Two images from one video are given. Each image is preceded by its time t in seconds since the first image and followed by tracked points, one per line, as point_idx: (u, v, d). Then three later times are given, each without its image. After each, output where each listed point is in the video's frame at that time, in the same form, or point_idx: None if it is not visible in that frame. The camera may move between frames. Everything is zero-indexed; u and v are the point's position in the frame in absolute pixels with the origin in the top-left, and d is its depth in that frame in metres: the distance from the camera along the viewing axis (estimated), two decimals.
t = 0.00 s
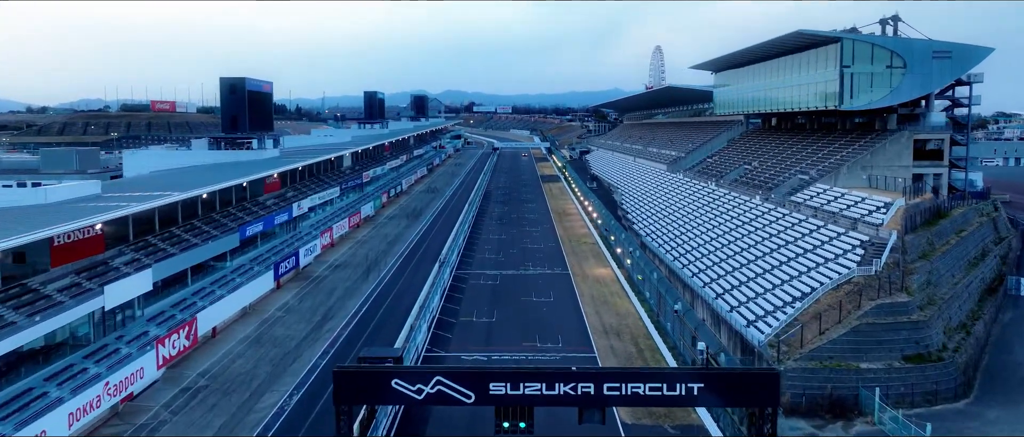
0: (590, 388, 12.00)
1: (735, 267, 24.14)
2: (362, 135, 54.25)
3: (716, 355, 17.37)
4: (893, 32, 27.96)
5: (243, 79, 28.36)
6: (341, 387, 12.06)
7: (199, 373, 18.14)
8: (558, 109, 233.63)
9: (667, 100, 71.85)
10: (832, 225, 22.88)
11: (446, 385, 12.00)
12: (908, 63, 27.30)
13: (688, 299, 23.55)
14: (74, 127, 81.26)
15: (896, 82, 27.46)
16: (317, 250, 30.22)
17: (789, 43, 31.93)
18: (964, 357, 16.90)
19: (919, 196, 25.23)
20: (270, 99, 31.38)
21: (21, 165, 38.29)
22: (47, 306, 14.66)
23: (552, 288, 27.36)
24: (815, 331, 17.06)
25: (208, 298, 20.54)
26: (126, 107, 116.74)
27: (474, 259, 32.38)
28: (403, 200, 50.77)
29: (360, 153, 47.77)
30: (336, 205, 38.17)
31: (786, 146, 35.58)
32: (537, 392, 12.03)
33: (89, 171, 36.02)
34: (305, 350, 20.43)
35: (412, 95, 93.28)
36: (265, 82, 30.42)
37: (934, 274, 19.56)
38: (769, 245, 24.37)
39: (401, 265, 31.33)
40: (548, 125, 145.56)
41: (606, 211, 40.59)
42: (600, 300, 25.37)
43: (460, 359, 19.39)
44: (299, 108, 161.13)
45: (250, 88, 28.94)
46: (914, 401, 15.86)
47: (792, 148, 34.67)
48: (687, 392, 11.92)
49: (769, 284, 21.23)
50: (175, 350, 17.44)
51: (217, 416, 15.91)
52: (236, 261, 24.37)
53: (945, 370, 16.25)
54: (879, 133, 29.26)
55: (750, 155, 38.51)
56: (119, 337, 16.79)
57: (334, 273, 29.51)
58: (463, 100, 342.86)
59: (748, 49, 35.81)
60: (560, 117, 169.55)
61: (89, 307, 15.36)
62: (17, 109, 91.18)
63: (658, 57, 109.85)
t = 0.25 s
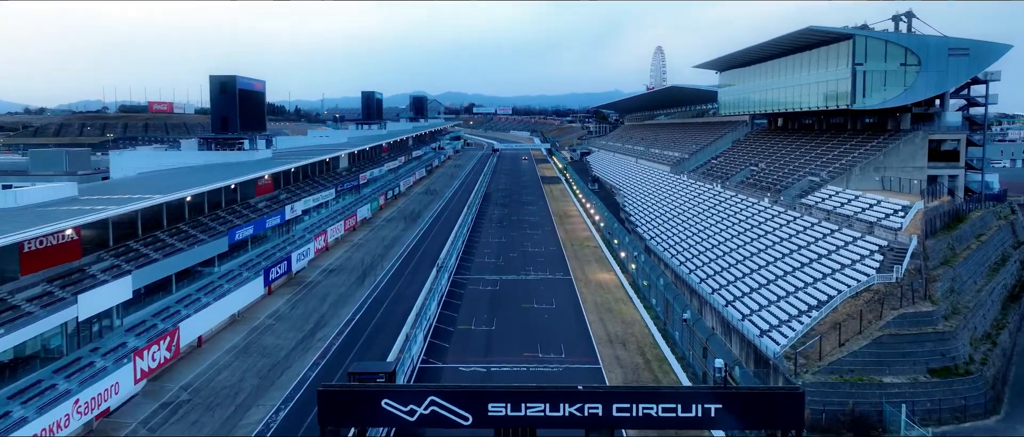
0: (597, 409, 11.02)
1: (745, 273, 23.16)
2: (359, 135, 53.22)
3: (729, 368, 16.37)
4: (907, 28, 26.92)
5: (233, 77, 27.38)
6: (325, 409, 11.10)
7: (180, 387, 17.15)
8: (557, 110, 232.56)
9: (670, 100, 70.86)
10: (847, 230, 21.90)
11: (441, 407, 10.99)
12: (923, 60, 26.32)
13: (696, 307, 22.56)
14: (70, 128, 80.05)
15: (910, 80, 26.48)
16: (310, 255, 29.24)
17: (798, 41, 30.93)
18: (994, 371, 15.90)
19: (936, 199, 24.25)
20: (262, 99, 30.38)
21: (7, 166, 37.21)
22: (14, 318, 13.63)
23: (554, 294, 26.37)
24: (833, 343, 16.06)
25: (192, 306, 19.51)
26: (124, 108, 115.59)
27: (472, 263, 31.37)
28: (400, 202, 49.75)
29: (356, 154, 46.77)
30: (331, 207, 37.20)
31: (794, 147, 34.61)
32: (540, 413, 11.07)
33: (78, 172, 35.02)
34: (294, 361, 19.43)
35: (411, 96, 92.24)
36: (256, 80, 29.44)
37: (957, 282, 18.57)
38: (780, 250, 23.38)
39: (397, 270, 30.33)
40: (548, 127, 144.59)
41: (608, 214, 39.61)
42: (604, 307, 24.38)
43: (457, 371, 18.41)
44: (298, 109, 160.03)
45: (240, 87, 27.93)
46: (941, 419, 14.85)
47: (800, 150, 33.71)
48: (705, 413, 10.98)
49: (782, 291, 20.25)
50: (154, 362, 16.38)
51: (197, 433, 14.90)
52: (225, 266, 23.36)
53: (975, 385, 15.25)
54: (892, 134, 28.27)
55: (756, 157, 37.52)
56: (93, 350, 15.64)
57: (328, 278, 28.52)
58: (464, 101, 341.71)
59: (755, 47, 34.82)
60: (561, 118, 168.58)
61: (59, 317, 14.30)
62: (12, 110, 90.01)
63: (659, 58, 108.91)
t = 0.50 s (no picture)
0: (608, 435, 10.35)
1: (756, 278, 22.17)
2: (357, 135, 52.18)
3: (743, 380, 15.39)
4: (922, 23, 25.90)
5: (223, 75, 26.35)
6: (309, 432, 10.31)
7: (161, 400, 16.17)
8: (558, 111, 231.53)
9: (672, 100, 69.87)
10: (864, 233, 20.91)
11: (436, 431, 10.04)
12: (939, 57, 25.35)
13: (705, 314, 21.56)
14: (66, 128, 78.76)
15: (925, 77, 25.51)
16: (304, 258, 28.27)
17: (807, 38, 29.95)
18: None
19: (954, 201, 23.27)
20: (255, 98, 29.37)
21: None
22: None
23: (556, 299, 25.38)
24: (855, 355, 15.08)
25: (176, 315, 18.49)
26: (122, 108, 114.33)
27: (472, 268, 30.37)
28: (399, 204, 48.75)
29: (353, 155, 45.75)
30: (326, 209, 36.21)
31: (803, 147, 33.62)
32: None
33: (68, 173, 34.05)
34: (282, 371, 18.44)
35: (411, 96, 91.12)
36: (248, 78, 28.45)
37: (983, 289, 17.58)
38: (792, 254, 22.39)
39: (394, 274, 29.34)
40: (548, 127, 143.56)
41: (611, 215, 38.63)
42: (608, 314, 23.39)
43: (455, 384, 17.43)
44: (297, 109, 158.79)
45: (231, 84, 26.91)
46: None
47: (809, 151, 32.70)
48: None
49: (797, 298, 19.25)
50: (132, 376, 15.34)
51: None
52: (213, 271, 22.37)
53: (1008, 400, 14.27)
54: (906, 133, 27.29)
55: (763, 158, 36.55)
56: (64, 364, 14.66)
57: (323, 283, 27.53)
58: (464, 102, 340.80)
59: (763, 44, 33.83)
60: (561, 119, 167.56)
61: (27, 329, 13.30)
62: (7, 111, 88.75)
63: (660, 57, 107.94)
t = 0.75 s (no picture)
0: None
1: (768, 283, 21.17)
2: (353, 136, 51.11)
3: (760, 394, 14.37)
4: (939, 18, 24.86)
5: (212, 72, 25.31)
6: None
7: (138, 416, 15.14)
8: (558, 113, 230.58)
9: (674, 101, 68.92)
10: (882, 237, 19.90)
11: None
12: (956, 53, 24.34)
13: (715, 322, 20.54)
14: (61, 129, 77.53)
15: (941, 74, 24.48)
16: (297, 263, 27.26)
17: (815, 35, 28.89)
18: None
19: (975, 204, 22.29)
20: (245, 96, 28.33)
21: None
22: None
23: (558, 305, 24.37)
24: (881, 368, 14.06)
25: (156, 323, 17.46)
26: (121, 110, 113.18)
27: (470, 272, 29.36)
28: (396, 206, 47.72)
29: (350, 156, 44.72)
30: (321, 211, 35.20)
31: (813, 148, 32.62)
32: None
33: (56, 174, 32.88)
34: (269, 383, 17.43)
35: (410, 96, 89.98)
36: (238, 76, 27.42)
37: (1012, 297, 16.59)
38: (806, 259, 21.38)
39: (390, 279, 28.34)
40: (549, 129, 142.65)
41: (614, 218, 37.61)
42: (612, 321, 22.38)
43: (452, 398, 16.43)
44: (296, 110, 157.50)
45: (220, 82, 25.84)
46: None
47: (818, 151, 31.72)
48: None
49: (812, 305, 18.25)
50: (106, 391, 14.24)
51: None
52: (199, 276, 21.35)
53: None
54: (922, 133, 26.30)
55: (771, 158, 35.54)
56: (29, 379, 13.65)
57: (316, 288, 26.54)
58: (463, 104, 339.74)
59: (769, 42, 32.80)
60: (561, 120, 166.60)
61: None
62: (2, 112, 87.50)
63: (662, 57, 106.99)
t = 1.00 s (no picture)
0: None
1: (781, 289, 20.18)
2: (350, 136, 50.11)
3: (780, 411, 13.35)
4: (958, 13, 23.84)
5: (200, 68, 24.30)
6: None
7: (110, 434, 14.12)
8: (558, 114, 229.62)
9: (677, 101, 67.95)
10: (902, 240, 18.87)
11: None
12: (976, 49, 23.36)
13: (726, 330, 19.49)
14: (56, 129, 76.44)
15: (960, 70, 23.44)
16: (289, 267, 26.23)
17: (826, 31, 27.80)
18: None
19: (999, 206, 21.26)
20: (236, 94, 27.32)
21: None
22: None
23: (561, 312, 23.35)
24: (910, 383, 13.05)
25: (133, 333, 16.42)
26: (118, 111, 112.14)
27: (469, 276, 28.34)
28: (394, 207, 46.72)
29: (346, 156, 43.71)
30: (315, 213, 34.19)
31: (823, 148, 31.65)
32: None
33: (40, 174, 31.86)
34: (254, 397, 16.41)
35: (409, 96, 88.97)
36: (228, 72, 26.37)
37: None
38: (821, 263, 20.38)
39: (386, 284, 27.33)
40: (549, 130, 141.66)
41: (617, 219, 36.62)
42: (617, 328, 21.38)
43: (449, 413, 15.40)
44: (295, 111, 156.53)
45: (209, 79, 24.81)
46: None
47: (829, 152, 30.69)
48: None
49: (831, 312, 17.25)
50: (74, 407, 13.24)
51: None
52: (183, 282, 20.32)
53: None
54: (939, 132, 25.28)
55: (779, 159, 34.57)
56: None
57: (308, 293, 25.54)
58: (464, 105, 338.66)
59: (778, 39, 31.74)
60: (562, 121, 165.62)
61: None
62: None
63: (664, 58, 105.99)
